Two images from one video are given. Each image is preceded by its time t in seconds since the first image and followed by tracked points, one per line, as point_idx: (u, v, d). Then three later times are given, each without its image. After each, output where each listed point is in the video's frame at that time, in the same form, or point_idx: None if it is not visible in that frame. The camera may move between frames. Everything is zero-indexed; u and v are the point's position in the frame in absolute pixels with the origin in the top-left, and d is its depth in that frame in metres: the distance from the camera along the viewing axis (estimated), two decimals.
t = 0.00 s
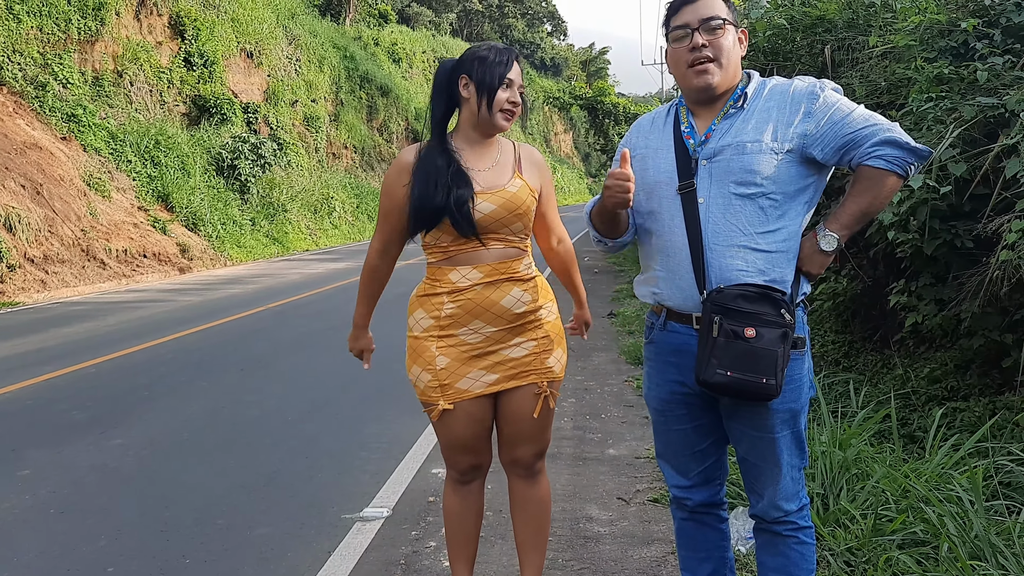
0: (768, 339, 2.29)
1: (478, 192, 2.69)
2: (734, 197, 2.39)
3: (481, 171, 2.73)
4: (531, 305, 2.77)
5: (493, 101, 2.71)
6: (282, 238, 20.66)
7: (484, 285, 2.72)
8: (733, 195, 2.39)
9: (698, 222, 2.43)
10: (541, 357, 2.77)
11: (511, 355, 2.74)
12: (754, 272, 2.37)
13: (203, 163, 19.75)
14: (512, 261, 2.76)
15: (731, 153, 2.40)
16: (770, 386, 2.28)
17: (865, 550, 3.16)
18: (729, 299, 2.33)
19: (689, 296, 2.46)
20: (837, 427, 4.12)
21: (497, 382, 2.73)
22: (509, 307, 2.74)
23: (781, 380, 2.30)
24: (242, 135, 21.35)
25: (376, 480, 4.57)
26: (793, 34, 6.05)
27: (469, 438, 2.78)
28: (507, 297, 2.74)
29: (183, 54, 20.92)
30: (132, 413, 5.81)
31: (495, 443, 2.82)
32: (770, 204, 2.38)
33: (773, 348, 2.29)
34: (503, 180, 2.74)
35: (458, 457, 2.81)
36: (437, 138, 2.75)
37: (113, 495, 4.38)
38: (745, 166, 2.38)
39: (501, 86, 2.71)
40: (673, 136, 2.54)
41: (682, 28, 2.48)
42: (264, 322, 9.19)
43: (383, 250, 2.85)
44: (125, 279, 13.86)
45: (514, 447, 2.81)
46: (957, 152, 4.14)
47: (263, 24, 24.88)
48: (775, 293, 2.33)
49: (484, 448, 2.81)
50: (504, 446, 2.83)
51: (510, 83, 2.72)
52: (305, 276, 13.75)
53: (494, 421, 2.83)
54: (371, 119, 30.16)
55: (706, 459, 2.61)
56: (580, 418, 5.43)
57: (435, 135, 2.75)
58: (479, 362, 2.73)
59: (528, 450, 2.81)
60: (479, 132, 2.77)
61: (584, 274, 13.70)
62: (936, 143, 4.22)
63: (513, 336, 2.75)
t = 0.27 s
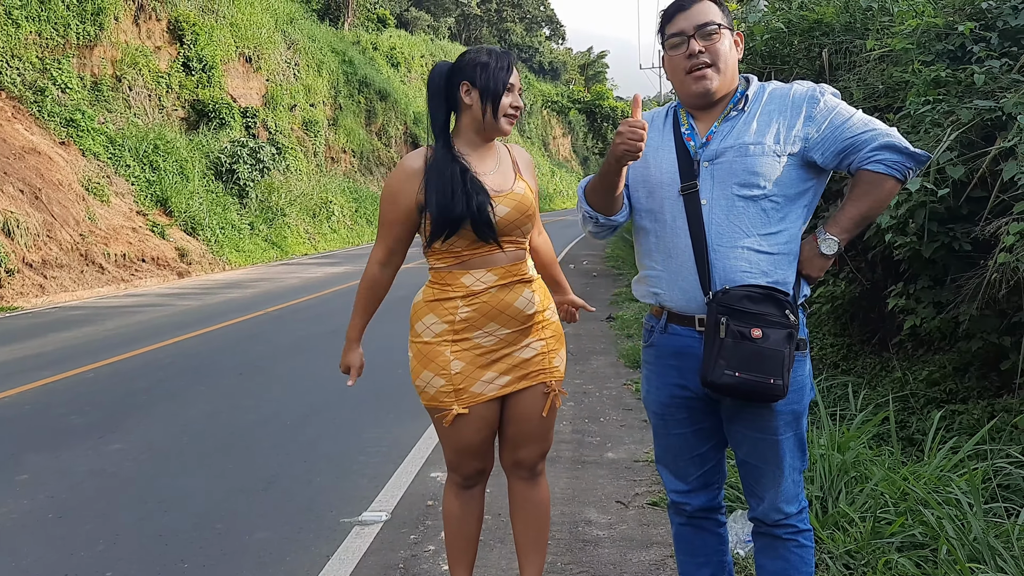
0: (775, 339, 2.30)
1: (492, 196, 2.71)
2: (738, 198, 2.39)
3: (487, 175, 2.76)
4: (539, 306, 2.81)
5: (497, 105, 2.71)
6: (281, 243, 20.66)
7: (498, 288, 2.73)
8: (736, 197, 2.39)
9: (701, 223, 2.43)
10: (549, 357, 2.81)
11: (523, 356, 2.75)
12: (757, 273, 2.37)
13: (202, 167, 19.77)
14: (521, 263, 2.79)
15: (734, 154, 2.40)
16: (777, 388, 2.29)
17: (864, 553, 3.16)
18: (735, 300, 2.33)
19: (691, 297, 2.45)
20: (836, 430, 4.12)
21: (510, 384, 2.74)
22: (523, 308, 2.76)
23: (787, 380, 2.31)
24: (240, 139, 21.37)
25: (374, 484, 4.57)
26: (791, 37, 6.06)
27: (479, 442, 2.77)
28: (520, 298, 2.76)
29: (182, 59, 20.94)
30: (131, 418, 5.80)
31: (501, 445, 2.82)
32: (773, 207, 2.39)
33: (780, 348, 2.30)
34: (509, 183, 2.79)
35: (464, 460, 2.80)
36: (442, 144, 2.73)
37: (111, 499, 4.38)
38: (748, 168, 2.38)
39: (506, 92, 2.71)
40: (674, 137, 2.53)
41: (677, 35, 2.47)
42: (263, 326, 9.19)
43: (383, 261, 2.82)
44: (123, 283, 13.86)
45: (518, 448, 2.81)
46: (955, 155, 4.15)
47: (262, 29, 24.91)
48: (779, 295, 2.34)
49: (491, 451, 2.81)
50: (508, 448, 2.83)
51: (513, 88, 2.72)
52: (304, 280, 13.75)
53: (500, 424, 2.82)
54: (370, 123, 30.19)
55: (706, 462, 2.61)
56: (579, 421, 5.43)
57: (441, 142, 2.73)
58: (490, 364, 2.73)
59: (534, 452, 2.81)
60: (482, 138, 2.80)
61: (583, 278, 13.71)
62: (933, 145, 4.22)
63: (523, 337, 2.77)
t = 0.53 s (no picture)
0: (774, 341, 2.30)
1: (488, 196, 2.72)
2: (736, 201, 2.39)
3: (481, 176, 2.78)
4: (537, 306, 2.78)
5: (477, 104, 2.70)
6: (279, 246, 20.63)
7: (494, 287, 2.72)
8: (734, 199, 2.39)
9: (700, 224, 2.42)
10: (548, 359, 2.78)
11: (521, 358, 2.73)
12: (756, 276, 2.38)
13: (201, 170, 19.76)
14: (517, 263, 2.78)
15: (732, 156, 2.40)
16: (776, 390, 2.29)
17: (862, 556, 3.16)
18: (733, 302, 2.33)
19: (689, 299, 2.45)
20: (834, 433, 4.12)
21: (508, 386, 2.73)
22: (519, 308, 2.74)
23: (785, 382, 2.31)
24: (238, 143, 21.37)
25: (372, 487, 4.56)
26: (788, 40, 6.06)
27: (477, 444, 2.77)
28: (517, 299, 2.74)
29: (180, 62, 20.96)
30: (128, 421, 5.79)
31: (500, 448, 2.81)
32: (771, 209, 2.38)
33: (778, 350, 2.30)
34: (504, 183, 2.80)
35: (462, 462, 2.79)
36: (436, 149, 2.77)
37: (108, 503, 4.37)
38: (747, 170, 2.38)
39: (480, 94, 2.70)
40: (673, 140, 2.53)
41: (676, 39, 2.47)
42: (261, 330, 9.18)
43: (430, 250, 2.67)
44: (121, 286, 13.84)
45: (517, 450, 2.80)
46: (953, 158, 4.16)
47: (260, 33, 24.93)
48: (777, 297, 2.34)
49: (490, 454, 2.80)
50: (507, 450, 2.82)
51: (490, 90, 2.71)
52: (302, 283, 13.74)
53: (499, 426, 2.82)
54: (368, 126, 30.20)
55: (703, 466, 2.60)
56: (577, 424, 5.43)
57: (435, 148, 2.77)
58: (487, 366, 2.72)
59: (533, 454, 2.80)
60: (467, 142, 2.81)
61: (581, 281, 13.71)
62: (931, 148, 4.23)
63: (521, 338, 2.75)
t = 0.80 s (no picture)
0: (766, 343, 2.32)
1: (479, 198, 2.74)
2: (730, 203, 2.40)
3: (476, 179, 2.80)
4: (531, 310, 2.79)
5: (459, 107, 2.74)
6: (276, 249, 20.64)
7: (486, 290, 2.74)
8: (728, 202, 2.40)
9: (694, 227, 2.43)
10: (542, 364, 2.79)
11: (513, 362, 2.74)
12: (749, 278, 2.38)
13: (198, 174, 19.77)
14: (510, 266, 2.79)
15: (726, 159, 2.41)
16: (768, 392, 2.31)
17: (858, 559, 3.16)
18: (726, 304, 2.35)
19: (683, 301, 2.47)
20: (830, 436, 4.13)
21: (499, 390, 2.74)
22: (511, 311, 2.75)
23: (777, 385, 2.32)
24: (236, 146, 21.37)
25: (369, 490, 4.56)
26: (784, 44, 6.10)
27: (469, 447, 2.76)
28: (509, 301, 2.75)
29: (178, 66, 20.97)
30: (126, 424, 5.79)
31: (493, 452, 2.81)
32: (765, 211, 2.39)
33: (770, 352, 2.32)
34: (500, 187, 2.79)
35: (455, 466, 2.79)
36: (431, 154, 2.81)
37: (106, 506, 4.37)
38: (741, 173, 2.39)
39: (457, 97, 2.73)
40: (668, 143, 2.54)
41: (670, 47, 2.49)
42: (259, 333, 9.19)
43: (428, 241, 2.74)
44: (119, 290, 13.84)
45: (512, 455, 2.80)
46: (948, 162, 4.17)
47: (258, 37, 24.95)
48: (770, 300, 2.36)
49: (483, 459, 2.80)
50: (502, 454, 2.82)
51: (467, 93, 2.73)
52: (300, 287, 13.74)
53: (493, 429, 2.82)
54: (366, 130, 30.22)
55: (698, 469, 2.61)
56: (574, 428, 5.44)
57: (432, 152, 2.81)
58: (479, 368, 2.73)
59: (527, 459, 2.80)
60: (463, 146, 2.85)
61: (578, 284, 13.73)
62: (926, 152, 4.25)
63: (513, 341, 2.76)
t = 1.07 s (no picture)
0: (760, 346, 2.30)
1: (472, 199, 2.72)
2: (725, 205, 2.40)
3: (474, 181, 2.77)
4: (522, 313, 2.77)
5: (459, 106, 2.74)
6: (272, 251, 20.61)
7: (475, 291, 2.72)
8: (723, 203, 2.40)
9: (689, 228, 2.43)
10: (532, 367, 2.77)
11: (503, 365, 2.73)
12: (744, 280, 2.38)
13: (194, 176, 19.74)
14: (503, 269, 2.76)
15: (721, 160, 2.41)
16: (761, 394, 2.29)
17: (855, 561, 3.16)
18: (720, 305, 2.33)
19: (679, 302, 2.46)
20: (827, 439, 4.12)
21: (488, 392, 2.73)
22: (500, 314, 2.73)
23: (771, 387, 2.30)
24: (232, 148, 21.34)
25: (365, 493, 4.55)
26: (781, 47, 6.11)
27: (458, 448, 2.75)
28: (498, 304, 2.74)
29: (174, 68, 20.95)
30: (121, 427, 5.77)
31: (485, 454, 2.80)
32: (760, 213, 2.39)
33: (763, 354, 2.30)
34: (497, 190, 2.77)
35: (446, 468, 2.78)
36: (430, 153, 2.80)
37: (101, 508, 4.35)
38: (736, 174, 2.39)
39: (457, 95, 2.75)
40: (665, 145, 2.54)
41: (665, 48, 2.49)
42: (255, 335, 9.17)
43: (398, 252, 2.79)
44: (114, 292, 13.81)
45: (505, 458, 2.79)
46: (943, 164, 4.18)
47: (255, 38, 24.94)
48: (765, 301, 2.34)
49: (473, 460, 2.79)
50: (494, 456, 2.81)
51: (467, 92, 2.74)
52: (296, 289, 13.72)
53: (485, 431, 2.81)
54: (363, 132, 30.21)
55: (694, 471, 2.60)
56: (571, 430, 5.43)
57: (432, 151, 2.80)
58: (468, 370, 2.72)
59: (518, 462, 2.79)
60: (463, 145, 2.82)
61: (575, 287, 13.72)
62: (922, 155, 4.25)
63: (504, 344, 2.74)
